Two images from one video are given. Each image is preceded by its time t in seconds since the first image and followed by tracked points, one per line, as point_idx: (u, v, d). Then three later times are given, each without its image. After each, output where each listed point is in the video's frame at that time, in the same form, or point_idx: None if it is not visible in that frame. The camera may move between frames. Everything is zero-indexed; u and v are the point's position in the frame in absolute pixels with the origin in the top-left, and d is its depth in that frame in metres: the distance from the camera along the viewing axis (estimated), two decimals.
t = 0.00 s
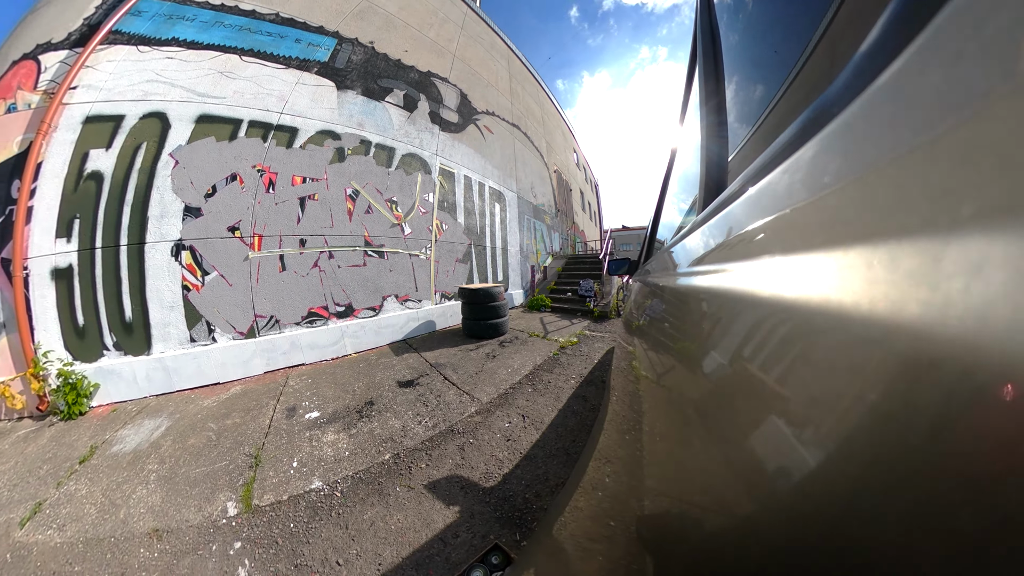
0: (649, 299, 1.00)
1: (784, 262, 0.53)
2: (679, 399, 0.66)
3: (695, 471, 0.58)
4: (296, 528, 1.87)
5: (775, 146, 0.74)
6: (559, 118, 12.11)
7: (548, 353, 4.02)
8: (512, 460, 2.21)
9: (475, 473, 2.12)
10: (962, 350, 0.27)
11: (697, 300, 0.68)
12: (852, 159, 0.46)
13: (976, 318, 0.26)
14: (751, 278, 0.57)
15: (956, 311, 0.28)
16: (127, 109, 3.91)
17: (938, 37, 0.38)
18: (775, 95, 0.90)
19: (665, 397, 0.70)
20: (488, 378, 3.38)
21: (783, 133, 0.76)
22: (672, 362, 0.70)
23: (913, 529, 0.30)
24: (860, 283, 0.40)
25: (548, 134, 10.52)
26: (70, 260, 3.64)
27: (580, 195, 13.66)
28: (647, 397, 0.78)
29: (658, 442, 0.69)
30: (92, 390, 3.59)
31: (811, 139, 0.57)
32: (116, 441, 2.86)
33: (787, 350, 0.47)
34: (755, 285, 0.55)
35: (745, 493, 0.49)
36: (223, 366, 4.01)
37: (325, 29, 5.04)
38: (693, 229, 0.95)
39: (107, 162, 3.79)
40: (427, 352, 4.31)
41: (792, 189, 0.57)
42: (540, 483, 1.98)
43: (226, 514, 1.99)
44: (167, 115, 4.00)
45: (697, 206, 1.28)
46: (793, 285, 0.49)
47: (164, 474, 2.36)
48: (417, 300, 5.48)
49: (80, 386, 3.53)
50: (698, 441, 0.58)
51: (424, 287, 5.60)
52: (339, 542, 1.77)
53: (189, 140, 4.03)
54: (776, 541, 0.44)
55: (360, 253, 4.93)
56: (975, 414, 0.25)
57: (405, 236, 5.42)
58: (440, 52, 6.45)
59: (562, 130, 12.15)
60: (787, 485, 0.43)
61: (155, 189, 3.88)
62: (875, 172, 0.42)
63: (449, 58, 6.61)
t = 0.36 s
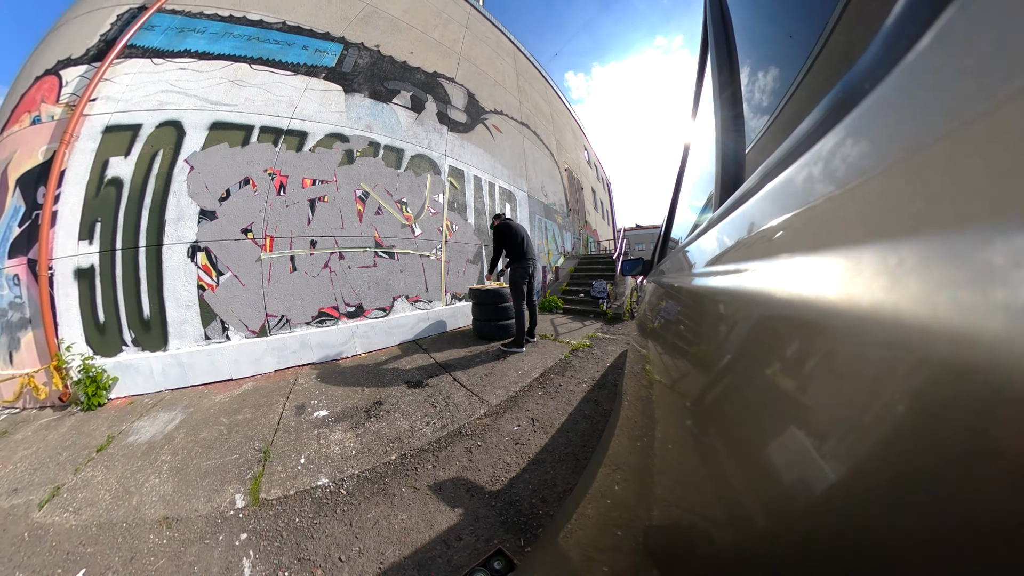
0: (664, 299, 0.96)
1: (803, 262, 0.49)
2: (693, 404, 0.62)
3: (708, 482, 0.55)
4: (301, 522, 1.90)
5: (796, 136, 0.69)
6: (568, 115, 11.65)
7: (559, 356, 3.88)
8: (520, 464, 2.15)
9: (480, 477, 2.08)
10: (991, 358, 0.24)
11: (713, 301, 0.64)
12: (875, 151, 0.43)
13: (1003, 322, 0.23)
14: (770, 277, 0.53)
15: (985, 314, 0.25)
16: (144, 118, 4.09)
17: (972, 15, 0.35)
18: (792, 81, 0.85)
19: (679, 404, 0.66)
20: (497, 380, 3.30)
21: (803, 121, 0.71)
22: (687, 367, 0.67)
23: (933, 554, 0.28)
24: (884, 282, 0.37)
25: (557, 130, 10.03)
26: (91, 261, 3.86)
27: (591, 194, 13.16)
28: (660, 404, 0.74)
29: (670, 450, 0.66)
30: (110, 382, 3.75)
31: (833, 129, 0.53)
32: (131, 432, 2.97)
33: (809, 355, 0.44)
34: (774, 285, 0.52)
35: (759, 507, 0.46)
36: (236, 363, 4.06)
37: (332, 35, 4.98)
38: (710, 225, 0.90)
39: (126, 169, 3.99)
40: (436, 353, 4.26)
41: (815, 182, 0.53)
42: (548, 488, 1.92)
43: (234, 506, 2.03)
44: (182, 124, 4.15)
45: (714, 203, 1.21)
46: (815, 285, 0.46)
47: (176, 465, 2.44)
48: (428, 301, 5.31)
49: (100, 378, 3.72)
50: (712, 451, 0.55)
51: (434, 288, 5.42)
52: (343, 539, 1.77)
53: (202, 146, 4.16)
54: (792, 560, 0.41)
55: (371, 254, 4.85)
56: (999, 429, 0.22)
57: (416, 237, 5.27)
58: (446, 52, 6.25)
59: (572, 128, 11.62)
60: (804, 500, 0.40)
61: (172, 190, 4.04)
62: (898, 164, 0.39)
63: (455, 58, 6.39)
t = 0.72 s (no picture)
0: (681, 301, 0.90)
1: (824, 262, 0.45)
2: (708, 411, 0.59)
3: (721, 495, 0.52)
4: (306, 517, 1.89)
5: (818, 126, 0.64)
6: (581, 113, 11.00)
7: (571, 359, 3.72)
8: (527, 469, 2.09)
9: (486, 481, 2.02)
10: None
11: (730, 304, 0.60)
12: (902, 141, 0.39)
13: None
14: (789, 277, 0.49)
15: (1019, 319, 0.21)
16: (162, 126, 4.07)
17: None
18: (810, 69, 0.80)
19: (693, 411, 0.62)
20: (508, 383, 3.18)
21: (825, 110, 0.66)
22: (703, 373, 0.63)
23: None
24: (911, 283, 0.33)
25: (567, 129, 9.34)
26: (113, 260, 3.85)
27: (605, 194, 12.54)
28: (674, 410, 0.70)
29: (682, 459, 0.62)
30: (127, 375, 3.79)
31: (858, 116, 0.49)
32: (146, 423, 3.01)
33: (833, 364, 0.40)
34: (793, 286, 0.48)
35: (771, 523, 0.43)
36: (248, 360, 4.00)
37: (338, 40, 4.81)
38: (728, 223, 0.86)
39: (145, 173, 3.98)
40: (445, 353, 4.17)
41: (837, 174, 0.48)
42: (554, 495, 1.87)
43: (241, 498, 2.04)
44: (198, 130, 4.08)
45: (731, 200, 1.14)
46: (837, 286, 0.42)
47: (187, 456, 2.46)
48: (438, 302, 5.06)
49: (119, 371, 3.77)
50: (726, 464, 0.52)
51: (445, 289, 5.15)
52: (345, 537, 1.76)
53: (218, 151, 4.08)
54: None
55: (382, 254, 4.63)
56: None
57: (427, 238, 5.02)
58: (453, 52, 5.96)
59: (583, 127, 10.87)
60: (820, 520, 0.37)
61: (190, 193, 3.98)
62: (927, 156, 0.35)
63: (462, 57, 6.04)
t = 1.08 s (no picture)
0: (698, 302, 0.86)
1: (849, 262, 0.42)
2: (724, 417, 0.56)
3: (734, 507, 0.49)
4: (311, 512, 1.94)
5: (841, 114, 0.60)
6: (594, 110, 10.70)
7: (584, 362, 3.64)
8: (535, 473, 2.06)
9: (492, 485, 2.00)
10: None
11: (749, 306, 0.57)
12: (931, 128, 0.35)
13: None
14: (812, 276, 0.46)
15: None
16: (177, 134, 4.28)
17: None
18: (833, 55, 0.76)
19: (709, 417, 0.59)
20: (519, 386, 3.14)
21: (849, 96, 0.62)
22: (720, 379, 0.60)
23: None
24: (937, 283, 0.30)
25: (578, 126, 9.05)
26: (133, 262, 4.10)
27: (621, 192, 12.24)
28: (688, 416, 0.67)
29: (695, 467, 0.59)
30: (146, 370, 4.00)
31: (883, 103, 0.45)
32: (161, 416, 3.16)
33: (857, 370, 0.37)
34: (815, 286, 0.44)
35: (788, 540, 0.40)
36: (260, 358, 4.11)
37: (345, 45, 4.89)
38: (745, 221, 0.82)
39: (163, 179, 4.20)
40: (456, 354, 4.18)
41: (862, 163, 0.45)
42: (563, 501, 1.83)
43: (250, 491, 2.11)
44: (212, 137, 4.27)
45: (749, 195, 1.08)
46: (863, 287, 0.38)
47: (200, 448, 2.57)
48: (451, 303, 5.04)
49: (138, 365, 4.00)
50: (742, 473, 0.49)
51: (457, 290, 5.15)
52: (350, 533, 1.79)
53: (232, 156, 4.24)
54: None
55: (393, 256, 4.68)
56: None
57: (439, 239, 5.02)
58: (459, 53, 5.90)
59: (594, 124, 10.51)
60: (840, 539, 0.34)
61: (206, 196, 4.17)
62: (959, 144, 0.32)
63: (468, 57, 5.99)
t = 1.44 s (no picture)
0: (714, 305, 0.83)
1: (876, 262, 0.38)
2: (743, 426, 0.53)
3: (750, 523, 0.46)
4: (318, 507, 1.98)
5: (866, 102, 0.56)
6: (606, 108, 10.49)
7: (596, 366, 3.57)
8: (544, 478, 2.04)
9: (499, 489, 1.99)
10: None
11: (768, 308, 0.54)
12: (968, 110, 0.32)
13: None
14: (836, 275, 0.43)
15: None
16: (194, 141, 4.49)
17: None
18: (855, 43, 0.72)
19: (726, 425, 0.56)
20: (529, 390, 3.11)
21: (874, 82, 0.58)
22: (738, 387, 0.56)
23: None
24: (971, 283, 0.27)
25: (590, 124, 8.83)
26: (152, 262, 4.32)
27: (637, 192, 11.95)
28: (703, 424, 0.64)
29: (710, 478, 0.56)
30: (162, 365, 4.20)
31: (912, 88, 0.42)
32: (177, 409, 3.30)
33: (885, 377, 0.34)
34: (840, 286, 0.42)
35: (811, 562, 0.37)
36: (272, 356, 4.23)
37: (353, 50, 4.99)
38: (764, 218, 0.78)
39: (180, 184, 4.40)
40: (467, 356, 4.19)
41: (890, 153, 0.42)
42: (571, 507, 1.79)
43: (259, 484, 2.17)
44: (228, 143, 4.45)
45: (768, 190, 1.03)
46: (893, 285, 0.35)
47: (212, 441, 2.66)
48: (462, 304, 5.07)
49: (156, 360, 4.19)
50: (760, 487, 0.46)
51: (469, 291, 5.16)
52: (354, 530, 1.81)
53: (246, 161, 4.40)
54: None
55: (405, 257, 4.71)
56: None
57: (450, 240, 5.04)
58: (465, 53, 5.93)
59: (606, 122, 10.24)
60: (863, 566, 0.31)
61: (222, 198, 4.34)
62: (1001, 125, 0.28)
63: (475, 57, 5.99)
